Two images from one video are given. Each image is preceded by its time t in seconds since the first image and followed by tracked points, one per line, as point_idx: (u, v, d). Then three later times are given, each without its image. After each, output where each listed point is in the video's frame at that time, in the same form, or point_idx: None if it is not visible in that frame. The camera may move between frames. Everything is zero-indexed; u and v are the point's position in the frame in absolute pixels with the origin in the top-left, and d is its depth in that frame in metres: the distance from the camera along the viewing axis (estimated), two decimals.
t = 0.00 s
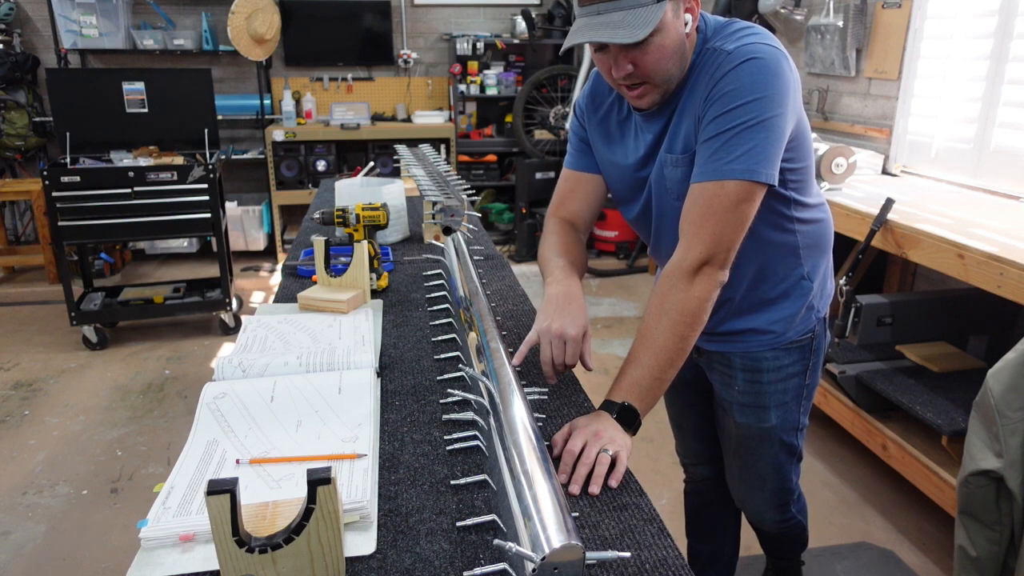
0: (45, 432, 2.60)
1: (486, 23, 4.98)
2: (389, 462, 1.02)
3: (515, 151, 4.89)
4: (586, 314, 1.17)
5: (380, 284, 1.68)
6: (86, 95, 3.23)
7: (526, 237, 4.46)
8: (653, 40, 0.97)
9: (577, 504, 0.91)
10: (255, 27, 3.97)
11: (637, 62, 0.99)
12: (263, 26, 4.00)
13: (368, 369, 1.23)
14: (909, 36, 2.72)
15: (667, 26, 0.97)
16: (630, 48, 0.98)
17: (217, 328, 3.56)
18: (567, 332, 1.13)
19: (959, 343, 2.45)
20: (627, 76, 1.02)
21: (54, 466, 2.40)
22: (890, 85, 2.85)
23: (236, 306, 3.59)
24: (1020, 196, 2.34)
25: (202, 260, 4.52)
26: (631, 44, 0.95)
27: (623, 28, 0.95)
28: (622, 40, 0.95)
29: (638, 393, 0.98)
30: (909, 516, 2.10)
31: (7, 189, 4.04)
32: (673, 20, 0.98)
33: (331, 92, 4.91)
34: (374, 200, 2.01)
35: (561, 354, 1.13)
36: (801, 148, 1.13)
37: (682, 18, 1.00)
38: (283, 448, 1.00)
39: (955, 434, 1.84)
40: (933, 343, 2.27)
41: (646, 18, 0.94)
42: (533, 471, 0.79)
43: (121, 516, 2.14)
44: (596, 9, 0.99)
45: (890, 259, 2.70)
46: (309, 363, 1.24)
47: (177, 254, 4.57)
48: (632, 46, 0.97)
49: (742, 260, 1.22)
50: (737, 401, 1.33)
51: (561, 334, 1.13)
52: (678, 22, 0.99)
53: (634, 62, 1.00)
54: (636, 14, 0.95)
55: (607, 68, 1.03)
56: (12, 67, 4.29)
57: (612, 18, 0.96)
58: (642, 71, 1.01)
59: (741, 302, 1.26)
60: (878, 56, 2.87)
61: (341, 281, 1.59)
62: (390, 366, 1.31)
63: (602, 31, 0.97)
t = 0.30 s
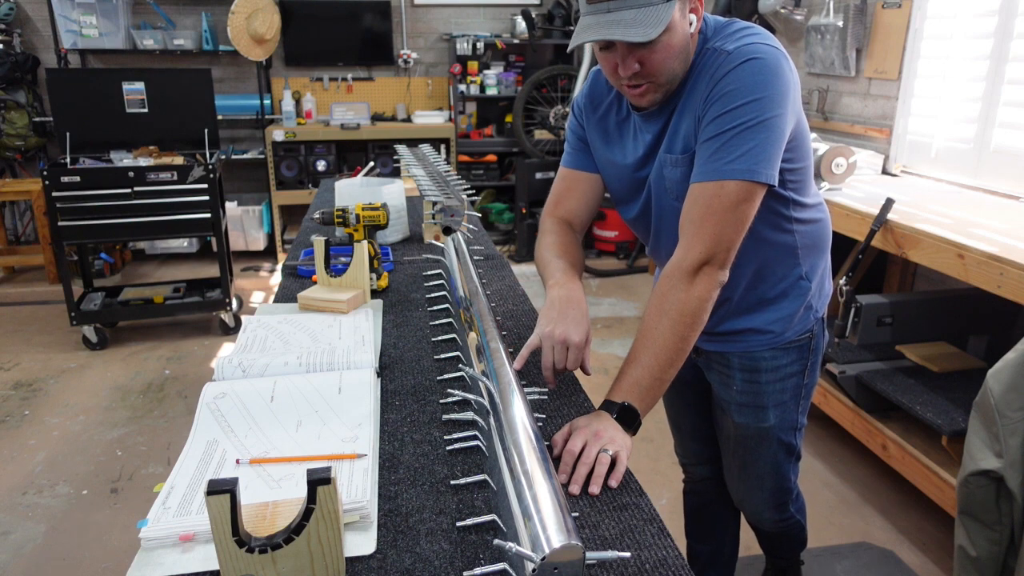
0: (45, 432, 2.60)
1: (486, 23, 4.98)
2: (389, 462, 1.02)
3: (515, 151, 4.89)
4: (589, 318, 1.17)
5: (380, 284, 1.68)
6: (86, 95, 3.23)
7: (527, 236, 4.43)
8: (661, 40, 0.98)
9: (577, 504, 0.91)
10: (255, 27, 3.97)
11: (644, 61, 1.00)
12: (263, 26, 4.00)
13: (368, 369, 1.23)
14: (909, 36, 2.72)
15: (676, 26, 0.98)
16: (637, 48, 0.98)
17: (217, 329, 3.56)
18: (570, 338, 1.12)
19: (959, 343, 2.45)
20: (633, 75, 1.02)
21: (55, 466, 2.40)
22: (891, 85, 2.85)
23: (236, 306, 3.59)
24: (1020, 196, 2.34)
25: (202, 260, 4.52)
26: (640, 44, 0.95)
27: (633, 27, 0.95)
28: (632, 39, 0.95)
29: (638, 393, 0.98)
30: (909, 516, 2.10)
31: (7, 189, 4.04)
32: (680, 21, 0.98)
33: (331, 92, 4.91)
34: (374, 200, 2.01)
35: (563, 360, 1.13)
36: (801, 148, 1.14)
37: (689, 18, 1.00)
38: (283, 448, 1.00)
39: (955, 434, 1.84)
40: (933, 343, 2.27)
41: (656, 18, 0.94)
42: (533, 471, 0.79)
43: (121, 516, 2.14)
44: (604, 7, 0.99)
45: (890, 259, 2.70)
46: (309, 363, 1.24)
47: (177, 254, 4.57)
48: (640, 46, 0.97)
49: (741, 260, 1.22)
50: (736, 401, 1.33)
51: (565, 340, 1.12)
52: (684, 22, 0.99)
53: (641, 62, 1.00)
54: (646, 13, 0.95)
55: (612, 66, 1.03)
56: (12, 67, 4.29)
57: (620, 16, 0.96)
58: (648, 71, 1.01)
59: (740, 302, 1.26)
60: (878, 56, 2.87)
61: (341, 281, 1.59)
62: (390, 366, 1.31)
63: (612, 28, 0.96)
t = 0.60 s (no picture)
0: (45, 431, 2.60)
1: (486, 23, 4.98)
2: (389, 462, 1.02)
3: (515, 151, 4.89)
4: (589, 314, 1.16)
5: (380, 284, 1.68)
6: (86, 95, 3.23)
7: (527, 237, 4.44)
8: (662, 37, 0.98)
9: (578, 504, 0.91)
10: (255, 27, 3.97)
11: (646, 60, 1.00)
12: (263, 26, 4.00)
13: (368, 369, 1.23)
14: (909, 36, 2.72)
15: (676, 25, 0.98)
16: (639, 47, 0.98)
17: (217, 329, 3.56)
18: (571, 335, 1.12)
19: (959, 343, 2.45)
20: (635, 74, 1.02)
21: (54, 466, 2.40)
22: (890, 85, 2.85)
23: (236, 306, 3.59)
24: (1020, 196, 2.34)
25: (202, 260, 4.52)
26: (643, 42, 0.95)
27: (636, 25, 0.95)
28: (635, 37, 0.95)
29: (638, 393, 0.98)
30: (909, 516, 2.10)
31: (7, 189, 4.04)
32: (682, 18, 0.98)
33: (331, 92, 4.91)
34: (375, 200, 2.01)
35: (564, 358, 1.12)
36: (802, 149, 1.14)
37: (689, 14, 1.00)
38: (283, 448, 1.00)
39: (955, 434, 1.84)
40: (933, 343, 2.27)
41: (657, 15, 0.95)
42: (533, 471, 0.79)
43: (122, 516, 2.14)
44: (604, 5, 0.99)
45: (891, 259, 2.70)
46: (309, 362, 1.24)
47: (177, 254, 4.57)
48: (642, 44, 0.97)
49: (741, 260, 1.22)
50: (736, 401, 1.33)
51: (566, 337, 1.12)
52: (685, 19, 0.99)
53: (642, 61, 1.00)
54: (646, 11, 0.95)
55: (613, 66, 1.03)
56: (12, 67, 4.29)
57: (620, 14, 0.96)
58: (650, 70, 1.01)
59: (739, 302, 1.26)
60: (878, 56, 2.87)
61: (341, 281, 1.59)
62: (390, 366, 1.31)
63: (613, 27, 0.96)
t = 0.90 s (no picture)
0: (45, 431, 2.60)
1: (486, 23, 4.98)
2: (389, 462, 1.02)
3: (515, 151, 4.89)
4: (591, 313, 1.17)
5: (381, 284, 1.68)
6: (86, 95, 3.23)
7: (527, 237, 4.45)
8: (661, 34, 0.97)
9: (577, 504, 0.91)
10: (255, 27, 3.97)
11: (646, 58, 0.99)
12: (263, 26, 4.00)
13: (368, 369, 1.23)
14: (909, 36, 2.72)
15: (675, 22, 0.98)
16: (640, 44, 0.97)
17: (217, 329, 3.56)
18: (574, 334, 1.12)
19: (959, 343, 2.45)
20: (636, 73, 1.01)
21: (54, 466, 2.40)
22: (891, 85, 2.85)
23: (236, 306, 3.59)
24: (1020, 196, 2.34)
25: (202, 260, 4.52)
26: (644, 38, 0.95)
27: (635, 22, 0.95)
28: (635, 34, 0.94)
29: (638, 393, 0.98)
30: (909, 516, 2.10)
31: (7, 189, 4.04)
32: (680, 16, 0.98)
33: (331, 92, 4.91)
34: (374, 200, 2.01)
35: (568, 359, 1.12)
36: (802, 149, 1.14)
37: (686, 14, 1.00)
38: (282, 448, 1.00)
39: (955, 434, 1.84)
40: (933, 343, 2.27)
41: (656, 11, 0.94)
42: (533, 471, 0.79)
43: (122, 516, 2.14)
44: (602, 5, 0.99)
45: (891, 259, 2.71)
46: (309, 363, 1.24)
47: (177, 254, 4.57)
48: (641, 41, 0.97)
49: (741, 260, 1.22)
50: (736, 401, 1.34)
51: (569, 336, 1.12)
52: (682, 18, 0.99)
53: (643, 59, 0.99)
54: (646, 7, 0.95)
55: (612, 65, 1.03)
56: (12, 67, 4.29)
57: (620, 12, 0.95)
58: (651, 68, 1.01)
59: (740, 302, 1.26)
60: (878, 56, 2.87)
61: (341, 281, 1.59)
62: (390, 366, 1.31)
63: (614, 23, 0.96)
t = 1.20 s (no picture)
0: (45, 431, 2.60)
1: (486, 24, 4.98)
2: (389, 462, 1.02)
3: (515, 151, 4.89)
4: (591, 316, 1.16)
5: (380, 284, 1.68)
6: (86, 95, 3.23)
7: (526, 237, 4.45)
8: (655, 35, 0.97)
9: (578, 504, 0.91)
10: (255, 27, 3.97)
11: (642, 59, 0.99)
12: (263, 26, 4.00)
13: (368, 369, 1.23)
14: (909, 36, 2.72)
15: (672, 23, 0.97)
16: (635, 45, 0.97)
17: (217, 329, 3.56)
18: (571, 335, 1.12)
19: (959, 343, 2.45)
20: (631, 74, 1.02)
21: (54, 466, 2.40)
22: (891, 85, 2.85)
23: (236, 306, 3.59)
24: (1020, 196, 2.34)
25: (202, 260, 4.52)
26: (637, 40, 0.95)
27: (629, 23, 0.94)
28: (628, 35, 0.94)
29: (638, 392, 0.98)
30: (909, 516, 2.10)
31: (7, 189, 4.04)
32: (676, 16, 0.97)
33: (331, 92, 4.91)
34: (375, 200, 2.01)
35: (564, 362, 1.12)
36: (801, 148, 1.13)
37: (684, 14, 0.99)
38: (282, 447, 1.00)
39: (955, 434, 1.84)
40: (933, 343, 2.27)
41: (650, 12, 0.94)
42: (533, 471, 0.79)
43: (122, 516, 2.14)
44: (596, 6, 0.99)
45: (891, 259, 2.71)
46: (309, 362, 1.24)
47: (177, 254, 4.57)
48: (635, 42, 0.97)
49: (741, 260, 1.22)
50: (736, 402, 1.34)
51: (565, 338, 1.12)
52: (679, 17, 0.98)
53: (639, 59, 0.99)
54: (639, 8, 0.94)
55: (609, 66, 1.03)
56: (12, 67, 4.29)
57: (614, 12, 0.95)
58: (648, 68, 1.01)
59: (739, 302, 1.26)
60: (878, 56, 2.87)
61: (341, 281, 1.59)
62: (390, 366, 1.31)
63: (609, 25, 0.96)
